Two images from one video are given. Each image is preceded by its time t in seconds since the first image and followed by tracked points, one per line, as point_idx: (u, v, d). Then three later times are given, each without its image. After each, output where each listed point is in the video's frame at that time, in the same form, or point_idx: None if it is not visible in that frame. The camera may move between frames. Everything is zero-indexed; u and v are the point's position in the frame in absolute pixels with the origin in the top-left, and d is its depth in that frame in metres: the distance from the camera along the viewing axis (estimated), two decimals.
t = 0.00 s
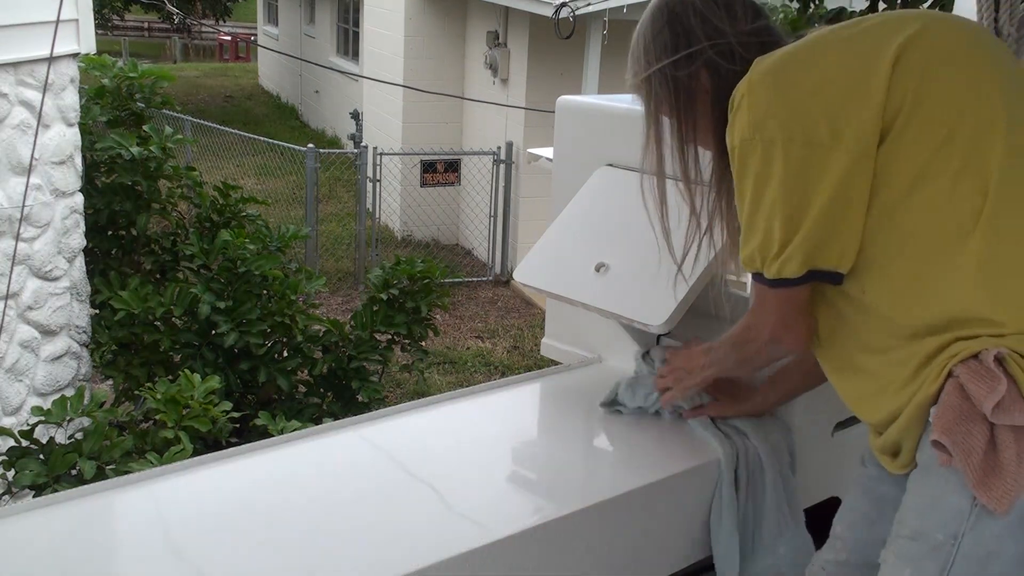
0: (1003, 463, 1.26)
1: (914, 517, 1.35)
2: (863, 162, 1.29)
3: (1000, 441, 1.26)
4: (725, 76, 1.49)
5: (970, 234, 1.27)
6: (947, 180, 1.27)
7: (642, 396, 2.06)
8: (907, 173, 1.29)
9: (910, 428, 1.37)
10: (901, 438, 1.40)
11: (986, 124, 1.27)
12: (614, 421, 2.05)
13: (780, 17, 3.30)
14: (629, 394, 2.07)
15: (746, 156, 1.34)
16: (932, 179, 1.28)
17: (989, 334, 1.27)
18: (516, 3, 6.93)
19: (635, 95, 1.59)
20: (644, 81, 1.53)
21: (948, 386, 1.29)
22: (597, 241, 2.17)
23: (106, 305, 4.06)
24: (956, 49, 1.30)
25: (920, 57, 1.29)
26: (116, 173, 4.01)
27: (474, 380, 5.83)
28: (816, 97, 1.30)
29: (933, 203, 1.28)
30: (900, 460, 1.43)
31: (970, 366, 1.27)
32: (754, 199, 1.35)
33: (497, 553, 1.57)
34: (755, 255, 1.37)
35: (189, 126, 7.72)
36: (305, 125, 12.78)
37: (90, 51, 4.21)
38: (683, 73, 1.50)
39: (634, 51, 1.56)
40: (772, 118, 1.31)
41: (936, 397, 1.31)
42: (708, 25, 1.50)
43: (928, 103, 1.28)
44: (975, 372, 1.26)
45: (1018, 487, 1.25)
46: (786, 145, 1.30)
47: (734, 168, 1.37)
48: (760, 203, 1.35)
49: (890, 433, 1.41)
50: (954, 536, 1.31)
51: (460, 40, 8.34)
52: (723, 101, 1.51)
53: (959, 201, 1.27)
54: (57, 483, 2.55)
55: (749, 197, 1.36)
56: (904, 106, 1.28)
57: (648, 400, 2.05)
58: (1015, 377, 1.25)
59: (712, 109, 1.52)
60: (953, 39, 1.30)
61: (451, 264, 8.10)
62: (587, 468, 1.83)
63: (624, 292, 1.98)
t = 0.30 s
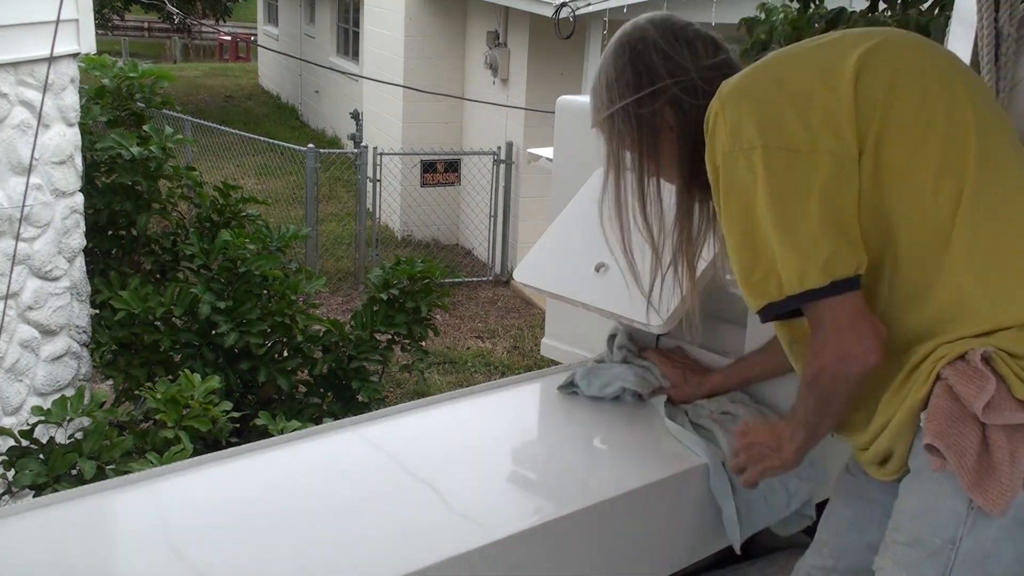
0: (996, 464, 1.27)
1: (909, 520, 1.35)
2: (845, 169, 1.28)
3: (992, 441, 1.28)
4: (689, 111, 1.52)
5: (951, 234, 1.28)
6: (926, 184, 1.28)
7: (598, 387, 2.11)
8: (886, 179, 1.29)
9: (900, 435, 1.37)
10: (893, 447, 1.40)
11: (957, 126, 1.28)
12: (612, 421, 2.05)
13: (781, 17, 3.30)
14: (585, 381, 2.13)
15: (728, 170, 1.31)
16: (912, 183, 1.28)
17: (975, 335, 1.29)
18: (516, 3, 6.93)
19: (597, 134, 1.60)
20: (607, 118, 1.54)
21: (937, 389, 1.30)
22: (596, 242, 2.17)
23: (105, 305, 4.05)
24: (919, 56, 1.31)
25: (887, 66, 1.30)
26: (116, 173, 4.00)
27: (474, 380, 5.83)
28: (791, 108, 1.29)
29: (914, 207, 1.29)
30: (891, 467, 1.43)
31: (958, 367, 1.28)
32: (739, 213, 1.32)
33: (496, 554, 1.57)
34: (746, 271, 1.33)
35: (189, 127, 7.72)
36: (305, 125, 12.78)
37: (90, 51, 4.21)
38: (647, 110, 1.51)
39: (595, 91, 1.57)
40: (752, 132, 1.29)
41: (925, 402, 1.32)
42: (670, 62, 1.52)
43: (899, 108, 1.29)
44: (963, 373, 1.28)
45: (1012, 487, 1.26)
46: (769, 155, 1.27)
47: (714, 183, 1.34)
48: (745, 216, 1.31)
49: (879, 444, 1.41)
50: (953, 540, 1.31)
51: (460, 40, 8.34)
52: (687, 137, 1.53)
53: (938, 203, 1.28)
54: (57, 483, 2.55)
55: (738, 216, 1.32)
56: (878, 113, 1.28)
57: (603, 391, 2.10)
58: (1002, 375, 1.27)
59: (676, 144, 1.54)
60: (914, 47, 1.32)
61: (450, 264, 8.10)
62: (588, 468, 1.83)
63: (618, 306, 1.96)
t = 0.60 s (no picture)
0: (983, 461, 1.27)
1: (901, 519, 1.34)
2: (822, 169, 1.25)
3: (980, 439, 1.27)
4: (656, 142, 1.50)
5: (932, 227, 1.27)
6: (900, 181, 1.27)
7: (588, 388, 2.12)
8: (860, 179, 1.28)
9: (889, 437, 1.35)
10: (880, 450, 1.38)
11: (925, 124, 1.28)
12: (612, 420, 2.05)
13: (781, 18, 3.30)
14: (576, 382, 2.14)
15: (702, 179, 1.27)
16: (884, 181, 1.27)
17: (961, 330, 1.28)
18: (516, 3, 6.92)
19: (565, 167, 1.59)
20: (573, 154, 1.54)
21: (922, 390, 1.29)
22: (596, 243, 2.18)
23: (105, 305, 4.05)
24: (880, 61, 1.32)
25: (852, 71, 1.30)
26: (116, 173, 4.00)
27: (474, 380, 5.83)
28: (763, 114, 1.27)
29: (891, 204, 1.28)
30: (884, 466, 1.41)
31: (941, 366, 1.28)
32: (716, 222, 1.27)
33: (496, 553, 1.56)
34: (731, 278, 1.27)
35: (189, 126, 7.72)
36: (305, 125, 12.78)
37: (90, 51, 4.21)
38: (614, 144, 1.50)
39: (562, 126, 1.56)
40: (724, 136, 1.26)
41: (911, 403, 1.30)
42: (634, 95, 1.50)
43: (867, 109, 1.28)
44: (947, 371, 1.27)
45: (1001, 483, 1.27)
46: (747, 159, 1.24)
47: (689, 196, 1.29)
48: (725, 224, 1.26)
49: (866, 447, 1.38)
50: (944, 540, 1.31)
51: (460, 40, 8.34)
52: (655, 168, 1.52)
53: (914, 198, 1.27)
54: (57, 483, 2.55)
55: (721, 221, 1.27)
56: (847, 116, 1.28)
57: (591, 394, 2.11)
58: (986, 371, 1.27)
59: (645, 175, 1.53)
60: (874, 54, 1.33)
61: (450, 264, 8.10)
62: (586, 469, 1.83)
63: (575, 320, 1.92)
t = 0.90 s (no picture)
0: (973, 465, 1.28)
1: (895, 520, 1.34)
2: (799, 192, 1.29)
3: (969, 443, 1.29)
4: (648, 165, 1.55)
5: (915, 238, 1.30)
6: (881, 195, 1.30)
7: (536, 400, 2.06)
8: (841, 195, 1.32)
9: (882, 441, 1.35)
10: (876, 455, 1.37)
11: (904, 137, 1.31)
12: (610, 420, 2.05)
13: (781, 18, 3.29)
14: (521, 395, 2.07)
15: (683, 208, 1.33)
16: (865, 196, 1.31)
17: (947, 334, 1.30)
18: (516, 3, 6.92)
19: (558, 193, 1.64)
20: (568, 180, 1.59)
21: (911, 394, 1.30)
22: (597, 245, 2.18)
23: (105, 305, 4.05)
24: (863, 72, 1.33)
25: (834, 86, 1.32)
26: (116, 173, 4.00)
27: (474, 380, 5.82)
28: (741, 140, 1.31)
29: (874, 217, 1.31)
30: (877, 475, 1.41)
31: (929, 370, 1.29)
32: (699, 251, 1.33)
33: (495, 553, 1.57)
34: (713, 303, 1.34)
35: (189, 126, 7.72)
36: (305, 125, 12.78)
37: (90, 51, 4.20)
38: (606, 169, 1.55)
39: (555, 151, 1.61)
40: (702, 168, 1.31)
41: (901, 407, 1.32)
42: (625, 121, 1.54)
43: (847, 126, 1.31)
44: (936, 374, 1.28)
45: (993, 488, 1.27)
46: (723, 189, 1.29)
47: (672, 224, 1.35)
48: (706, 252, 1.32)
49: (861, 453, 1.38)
50: (935, 542, 1.31)
51: (460, 40, 8.34)
52: (648, 189, 1.57)
53: (896, 211, 1.30)
54: (57, 483, 2.55)
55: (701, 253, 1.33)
56: (827, 135, 1.31)
57: (541, 407, 2.06)
58: (974, 374, 1.29)
59: (637, 197, 1.58)
60: (859, 65, 1.34)
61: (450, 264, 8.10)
62: (586, 469, 1.83)
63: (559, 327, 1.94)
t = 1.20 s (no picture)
0: (986, 468, 1.26)
1: (902, 522, 1.33)
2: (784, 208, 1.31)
3: (982, 446, 1.26)
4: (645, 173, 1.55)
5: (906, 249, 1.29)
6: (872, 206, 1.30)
7: (559, 374, 2.13)
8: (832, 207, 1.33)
9: (891, 444, 1.34)
10: (883, 459, 1.38)
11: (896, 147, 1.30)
12: (612, 420, 2.04)
13: (780, 18, 3.30)
14: (540, 375, 2.12)
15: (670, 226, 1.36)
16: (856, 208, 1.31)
17: (954, 338, 1.27)
18: (516, 3, 6.92)
19: (557, 200, 1.65)
20: (565, 187, 1.59)
21: (923, 398, 1.28)
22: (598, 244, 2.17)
23: (106, 305, 4.05)
24: (858, 82, 1.33)
25: (826, 98, 1.33)
26: (116, 173, 4.00)
27: (474, 380, 5.83)
28: (728, 155, 1.32)
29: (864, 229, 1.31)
30: (886, 476, 1.41)
31: (941, 373, 1.26)
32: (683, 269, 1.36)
33: (497, 554, 1.57)
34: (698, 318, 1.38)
35: (189, 126, 7.73)
36: (305, 125, 12.79)
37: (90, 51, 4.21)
38: (603, 176, 1.55)
39: (552, 158, 1.62)
40: (690, 187, 1.33)
41: (911, 411, 1.30)
42: (622, 127, 1.54)
43: (837, 139, 1.31)
44: (948, 378, 1.26)
45: (1007, 493, 1.24)
46: (705, 210, 1.33)
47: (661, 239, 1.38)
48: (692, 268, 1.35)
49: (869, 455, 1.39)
50: (945, 544, 1.30)
51: (460, 40, 8.34)
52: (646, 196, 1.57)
53: (887, 222, 1.30)
54: (57, 483, 2.55)
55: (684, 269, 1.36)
56: (816, 148, 1.32)
57: (566, 381, 2.13)
58: (986, 377, 1.25)
59: (634, 203, 1.58)
60: (855, 75, 1.34)
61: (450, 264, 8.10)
62: (586, 468, 1.83)
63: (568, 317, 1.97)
